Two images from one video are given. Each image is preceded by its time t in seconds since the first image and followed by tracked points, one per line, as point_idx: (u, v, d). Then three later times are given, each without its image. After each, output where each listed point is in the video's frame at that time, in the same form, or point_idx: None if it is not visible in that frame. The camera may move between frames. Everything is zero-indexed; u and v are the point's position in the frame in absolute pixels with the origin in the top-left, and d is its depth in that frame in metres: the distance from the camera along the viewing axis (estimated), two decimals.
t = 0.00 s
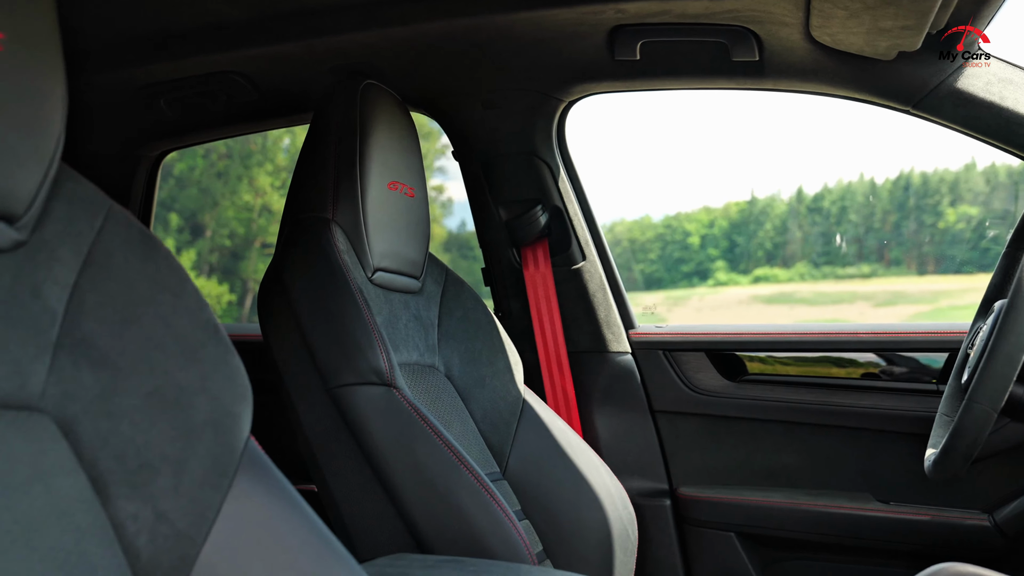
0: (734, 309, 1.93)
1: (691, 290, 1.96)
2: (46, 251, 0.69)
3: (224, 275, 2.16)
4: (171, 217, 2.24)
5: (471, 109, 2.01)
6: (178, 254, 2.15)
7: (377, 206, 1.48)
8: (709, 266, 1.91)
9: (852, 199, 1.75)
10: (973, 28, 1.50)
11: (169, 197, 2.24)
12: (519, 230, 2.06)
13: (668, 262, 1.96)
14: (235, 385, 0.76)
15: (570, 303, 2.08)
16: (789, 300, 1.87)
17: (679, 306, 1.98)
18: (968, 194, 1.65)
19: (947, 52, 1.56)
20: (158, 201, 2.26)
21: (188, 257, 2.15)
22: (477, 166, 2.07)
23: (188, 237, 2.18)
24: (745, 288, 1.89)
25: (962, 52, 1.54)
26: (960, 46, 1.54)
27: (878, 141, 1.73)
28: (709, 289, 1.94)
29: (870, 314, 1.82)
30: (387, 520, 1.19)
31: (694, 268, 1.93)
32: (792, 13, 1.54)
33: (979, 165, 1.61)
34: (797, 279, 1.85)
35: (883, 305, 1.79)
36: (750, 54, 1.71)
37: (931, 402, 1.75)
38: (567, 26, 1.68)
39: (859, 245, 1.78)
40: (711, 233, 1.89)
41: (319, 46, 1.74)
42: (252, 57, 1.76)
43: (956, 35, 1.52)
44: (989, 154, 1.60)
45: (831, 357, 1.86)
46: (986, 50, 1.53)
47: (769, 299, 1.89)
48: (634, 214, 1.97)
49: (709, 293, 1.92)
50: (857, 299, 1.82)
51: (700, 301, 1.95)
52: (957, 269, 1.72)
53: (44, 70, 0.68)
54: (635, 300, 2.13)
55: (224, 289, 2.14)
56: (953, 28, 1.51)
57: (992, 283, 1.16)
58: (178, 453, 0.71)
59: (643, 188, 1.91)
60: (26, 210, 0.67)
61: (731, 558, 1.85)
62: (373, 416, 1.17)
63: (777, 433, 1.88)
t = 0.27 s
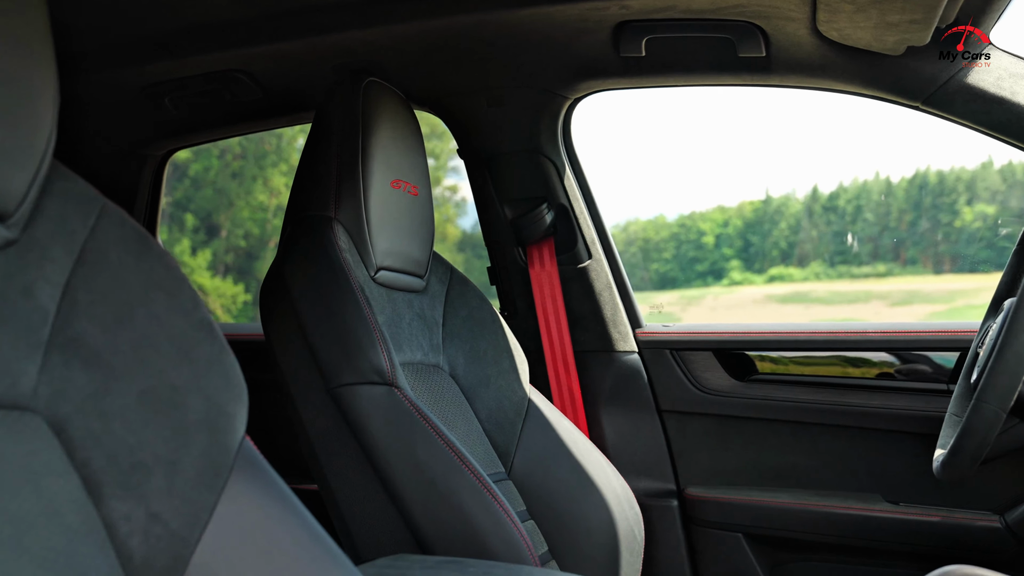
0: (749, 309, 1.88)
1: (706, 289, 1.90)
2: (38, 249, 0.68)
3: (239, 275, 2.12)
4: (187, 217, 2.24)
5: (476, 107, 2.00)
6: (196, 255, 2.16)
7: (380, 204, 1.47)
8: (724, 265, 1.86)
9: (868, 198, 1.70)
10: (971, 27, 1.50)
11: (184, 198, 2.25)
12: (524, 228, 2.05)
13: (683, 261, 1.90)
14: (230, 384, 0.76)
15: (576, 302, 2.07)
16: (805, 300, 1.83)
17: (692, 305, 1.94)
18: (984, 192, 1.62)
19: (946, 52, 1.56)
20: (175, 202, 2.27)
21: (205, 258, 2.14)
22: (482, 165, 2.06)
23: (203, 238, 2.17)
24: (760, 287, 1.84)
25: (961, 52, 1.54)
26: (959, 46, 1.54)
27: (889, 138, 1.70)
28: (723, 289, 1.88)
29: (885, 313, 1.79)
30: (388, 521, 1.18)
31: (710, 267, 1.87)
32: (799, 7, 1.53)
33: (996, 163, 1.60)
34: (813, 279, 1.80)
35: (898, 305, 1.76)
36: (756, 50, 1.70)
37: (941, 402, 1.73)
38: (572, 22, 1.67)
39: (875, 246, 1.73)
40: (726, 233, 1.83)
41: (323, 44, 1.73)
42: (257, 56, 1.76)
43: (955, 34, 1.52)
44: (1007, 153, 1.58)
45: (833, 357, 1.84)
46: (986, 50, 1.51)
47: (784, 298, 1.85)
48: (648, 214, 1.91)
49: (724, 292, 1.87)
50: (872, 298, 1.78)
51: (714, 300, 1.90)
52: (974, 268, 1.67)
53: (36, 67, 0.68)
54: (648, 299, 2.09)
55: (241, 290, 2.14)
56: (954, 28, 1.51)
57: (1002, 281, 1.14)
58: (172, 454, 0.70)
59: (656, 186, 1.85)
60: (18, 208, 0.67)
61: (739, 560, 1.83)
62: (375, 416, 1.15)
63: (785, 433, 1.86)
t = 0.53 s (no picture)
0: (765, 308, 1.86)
1: (723, 289, 1.88)
2: (28, 247, 0.67)
3: (253, 275, 2.24)
4: (205, 217, 2.35)
5: (481, 104, 1.99)
6: (213, 256, 2.31)
7: (383, 202, 1.46)
8: (740, 264, 1.85)
9: (885, 196, 1.68)
10: (971, 27, 1.49)
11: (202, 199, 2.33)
12: (531, 226, 2.03)
13: (699, 260, 1.89)
14: (223, 383, 0.75)
15: (583, 301, 2.05)
16: (822, 299, 1.81)
17: (709, 305, 1.92)
18: (1004, 190, 1.60)
19: (946, 52, 1.55)
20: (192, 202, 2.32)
21: (222, 258, 2.30)
22: (488, 163, 2.05)
23: (220, 239, 2.32)
24: (777, 287, 1.83)
25: (962, 52, 1.53)
26: (959, 46, 1.53)
27: (902, 135, 1.68)
28: (739, 288, 1.87)
29: (903, 313, 1.76)
30: (389, 523, 1.16)
31: (727, 266, 1.87)
32: (807, 1, 1.51)
33: (1016, 160, 1.58)
34: (831, 278, 1.78)
35: (917, 304, 1.73)
36: (764, 45, 1.68)
37: (953, 401, 1.71)
38: (577, 17, 1.66)
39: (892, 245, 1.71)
40: (742, 232, 1.82)
41: (327, 41, 1.73)
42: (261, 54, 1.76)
43: (955, 34, 1.52)
44: None
45: (853, 355, 1.81)
46: (987, 50, 1.51)
47: (802, 297, 1.83)
48: (665, 214, 1.88)
49: (740, 292, 1.86)
50: (890, 297, 1.75)
51: (730, 300, 1.88)
52: (994, 267, 1.65)
53: (24, 62, 0.67)
54: (663, 299, 2.06)
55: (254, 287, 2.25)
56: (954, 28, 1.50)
57: (1014, 279, 1.11)
58: (163, 453, 0.69)
59: (673, 185, 1.84)
60: (7, 205, 0.66)
61: (748, 561, 1.81)
62: (376, 416, 1.14)
63: (794, 433, 1.84)
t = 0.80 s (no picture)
0: (783, 306, 1.83)
1: (740, 288, 1.84)
2: (18, 245, 0.67)
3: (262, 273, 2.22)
4: (224, 218, 2.24)
5: (487, 101, 1.98)
6: (232, 256, 2.17)
7: (386, 200, 1.46)
8: (758, 263, 1.80)
9: (904, 195, 1.64)
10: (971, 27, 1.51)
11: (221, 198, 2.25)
12: (537, 224, 2.01)
13: (716, 260, 1.83)
14: (216, 382, 0.74)
15: (590, 299, 2.04)
16: (840, 298, 1.77)
17: (727, 304, 1.89)
18: None
19: (946, 52, 1.56)
20: (210, 202, 2.28)
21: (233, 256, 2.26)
22: (494, 161, 2.04)
23: (238, 239, 2.15)
24: (795, 285, 1.79)
25: (962, 52, 1.54)
26: (959, 45, 1.54)
27: (917, 131, 1.66)
28: (756, 287, 1.83)
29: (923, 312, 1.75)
30: (391, 524, 1.15)
31: (744, 265, 1.82)
32: None
33: None
34: (850, 276, 1.75)
35: (937, 303, 1.71)
36: (772, 40, 1.66)
37: (965, 401, 1.68)
38: (583, 13, 1.65)
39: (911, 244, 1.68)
40: (760, 231, 1.77)
41: (334, 37, 1.73)
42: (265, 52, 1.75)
43: (955, 34, 1.53)
44: None
45: (871, 355, 1.78)
46: (987, 51, 1.52)
47: (820, 296, 1.79)
48: (682, 212, 1.81)
49: (758, 291, 1.83)
50: (909, 296, 1.74)
51: (748, 299, 1.85)
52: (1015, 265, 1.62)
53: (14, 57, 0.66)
54: (680, 296, 2.00)
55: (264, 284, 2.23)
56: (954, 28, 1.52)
57: None
58: (154, 454, 0.68)
59: (691, 183, 1.77)
60: None
61: (758, 563, 1.78)
62: (377, 415, 1.13)
63: (804, 433, 1.82)
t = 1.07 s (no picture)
0: (799, 306, 1.81)
1: (756, 287, 1.83)
2: (8, 243, 0.66)
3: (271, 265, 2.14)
4: (237, 217, 2.16)
5: (493, 99, 1.97)
6: (246, 256, 2.10)
7: (388, 198, 1.45)
8: (773, 263, 1.79)
9: (921, 193, 1.63)
10: (971, 27, 1.50)
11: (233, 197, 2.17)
12: (544, 222, 2.01)
13: (731, 259, 1.82)
14: (209, 381, 0.73)
15: (597, 298, 2.02)
16: (857, 297, 1.76)
17: (742, 304, 1.88)
18: None
19: (946, 52, 1.55)
20: (224, 201, 2.21)
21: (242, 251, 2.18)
22: (499, 158, 2.03)
23: (253, 239, 2.08)
24: (811, 284, 1.78)
25: (961, 52, 1.53)
26: (959, 45, 1.53)
27: (927, 127, 1.64)
28: (773, 287, 1.81)
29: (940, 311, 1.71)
30: (392, 525, 1.14)
31: (759, 265, 1.80)
32: None
33: None
34: (866, 276, 1.74)
35: (954, 302, 1.68)
36: (779, 35, 1.64)
37: (976, 400, 1.66)
38: (587, 9, 1.63)
39: (929, 244, 1.66)
40: (775, 230, 1.77)
41: (335, 36, 1.72)
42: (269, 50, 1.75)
43: (955, 34, 1.52)
44: None
45: (887, 355, 1.75)
46: (986, 50, 1.51)
47: (836, 295, 1.77)
48: (698, 211, 1.80)
49: (774, 289, 1.81)
50: (926, 295, 1.71)
51: (764, 299, 1.83)
52: None
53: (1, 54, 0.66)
54: (695, 296, 1.95)
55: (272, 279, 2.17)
56: (955, 28, 1.51)
57: None
58: (146, 453, 0.67)
59: (705, 182, 1.77)
60: None
61: (766, 565, 1.76)
62: (378, 415, 1.13)
63: (813, 432, 1.80)
